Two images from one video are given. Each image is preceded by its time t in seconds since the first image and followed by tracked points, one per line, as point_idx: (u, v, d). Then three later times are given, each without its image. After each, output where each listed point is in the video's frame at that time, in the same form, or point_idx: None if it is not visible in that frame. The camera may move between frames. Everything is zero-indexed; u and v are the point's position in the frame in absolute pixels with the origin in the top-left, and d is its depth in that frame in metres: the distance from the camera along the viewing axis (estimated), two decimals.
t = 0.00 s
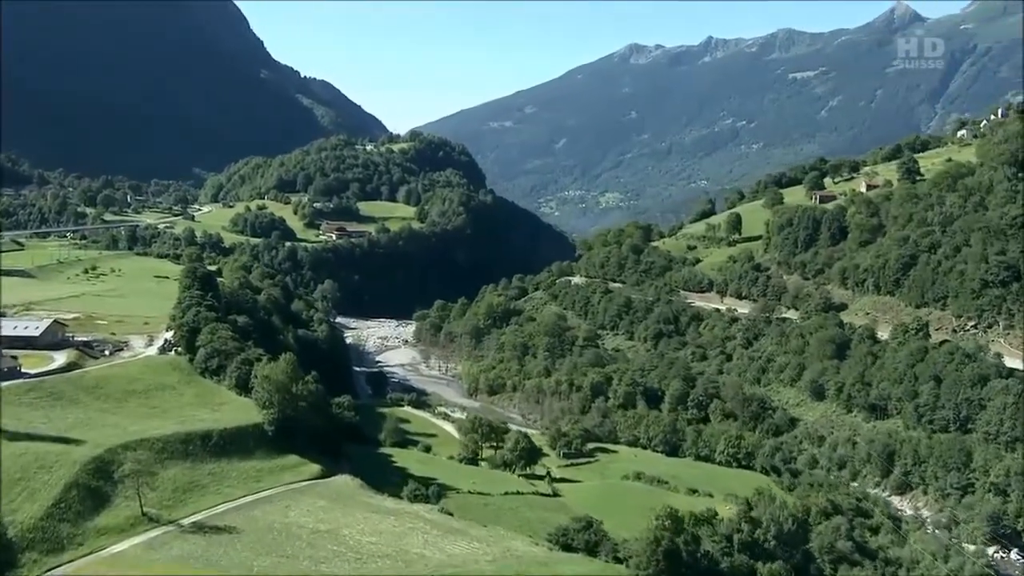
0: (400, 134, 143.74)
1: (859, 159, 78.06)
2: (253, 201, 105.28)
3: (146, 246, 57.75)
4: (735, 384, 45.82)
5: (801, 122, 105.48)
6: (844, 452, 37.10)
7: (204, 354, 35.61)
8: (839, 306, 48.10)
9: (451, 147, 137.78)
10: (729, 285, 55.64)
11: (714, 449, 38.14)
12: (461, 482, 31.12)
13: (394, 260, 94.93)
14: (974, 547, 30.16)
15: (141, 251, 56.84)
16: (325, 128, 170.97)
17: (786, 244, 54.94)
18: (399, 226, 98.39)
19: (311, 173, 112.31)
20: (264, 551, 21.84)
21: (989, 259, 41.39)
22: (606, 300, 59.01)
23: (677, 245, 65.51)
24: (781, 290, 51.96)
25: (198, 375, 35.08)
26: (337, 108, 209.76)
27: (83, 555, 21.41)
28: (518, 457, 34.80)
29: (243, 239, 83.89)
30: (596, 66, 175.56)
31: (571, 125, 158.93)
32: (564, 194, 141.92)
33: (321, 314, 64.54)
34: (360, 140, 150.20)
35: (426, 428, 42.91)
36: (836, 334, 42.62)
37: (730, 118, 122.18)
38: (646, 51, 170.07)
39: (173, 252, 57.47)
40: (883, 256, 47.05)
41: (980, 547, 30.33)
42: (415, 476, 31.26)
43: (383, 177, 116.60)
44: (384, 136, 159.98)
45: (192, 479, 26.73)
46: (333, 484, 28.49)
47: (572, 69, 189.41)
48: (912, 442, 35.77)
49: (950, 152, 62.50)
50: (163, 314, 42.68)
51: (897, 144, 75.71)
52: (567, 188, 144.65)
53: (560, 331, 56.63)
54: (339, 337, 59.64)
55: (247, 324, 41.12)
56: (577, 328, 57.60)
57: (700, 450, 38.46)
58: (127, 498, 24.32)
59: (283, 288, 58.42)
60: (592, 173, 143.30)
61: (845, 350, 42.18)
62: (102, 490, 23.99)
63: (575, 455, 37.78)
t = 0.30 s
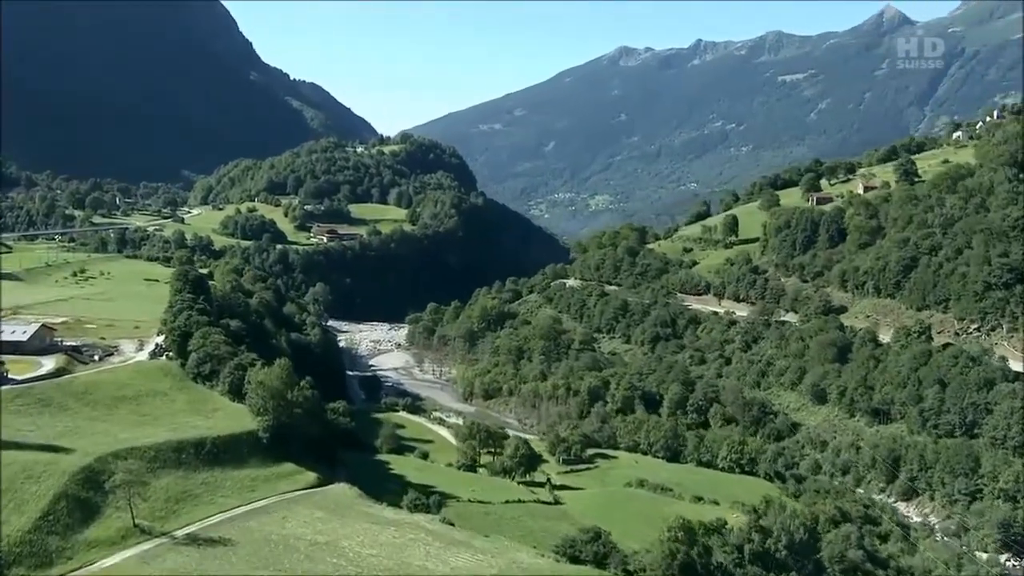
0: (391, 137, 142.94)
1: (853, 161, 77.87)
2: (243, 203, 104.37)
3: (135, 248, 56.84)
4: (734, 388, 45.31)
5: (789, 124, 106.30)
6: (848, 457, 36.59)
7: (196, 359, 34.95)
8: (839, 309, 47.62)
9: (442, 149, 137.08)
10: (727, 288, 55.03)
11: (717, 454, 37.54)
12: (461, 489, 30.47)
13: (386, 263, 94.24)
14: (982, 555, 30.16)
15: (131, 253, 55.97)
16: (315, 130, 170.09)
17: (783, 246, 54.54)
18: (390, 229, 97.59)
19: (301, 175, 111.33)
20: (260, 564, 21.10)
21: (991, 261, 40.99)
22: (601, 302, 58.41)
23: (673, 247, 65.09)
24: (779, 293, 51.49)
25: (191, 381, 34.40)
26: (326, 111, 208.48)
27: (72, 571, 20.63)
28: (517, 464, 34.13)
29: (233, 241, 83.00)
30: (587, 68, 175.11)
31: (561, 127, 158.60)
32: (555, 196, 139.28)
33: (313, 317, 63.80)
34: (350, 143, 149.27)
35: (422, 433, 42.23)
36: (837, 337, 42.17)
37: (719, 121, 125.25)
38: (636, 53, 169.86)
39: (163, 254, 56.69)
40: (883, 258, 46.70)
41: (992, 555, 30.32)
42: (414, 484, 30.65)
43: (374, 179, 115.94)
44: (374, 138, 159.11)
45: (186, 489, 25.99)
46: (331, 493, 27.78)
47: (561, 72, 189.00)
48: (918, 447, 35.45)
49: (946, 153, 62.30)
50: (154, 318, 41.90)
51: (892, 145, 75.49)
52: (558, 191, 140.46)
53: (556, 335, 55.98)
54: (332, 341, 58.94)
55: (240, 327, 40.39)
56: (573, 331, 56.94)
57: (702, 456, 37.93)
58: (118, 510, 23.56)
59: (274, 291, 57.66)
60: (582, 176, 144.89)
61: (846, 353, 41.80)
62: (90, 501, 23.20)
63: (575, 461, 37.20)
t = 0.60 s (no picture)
0: (382, 140, 141.96)
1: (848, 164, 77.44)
2: (234, 205, 103.28)
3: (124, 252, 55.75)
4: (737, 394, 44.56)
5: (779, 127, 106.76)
6: (854, 464, 35.98)
7: (189, 366, 34.17)
8: (841, 313, 46.90)
9: (433, 152, 136.22)
10: (726, 291, 54.25)
11: (722, 461, 36.81)
12: (462, 499, 29.69)
13: (378, 266, 93.30)
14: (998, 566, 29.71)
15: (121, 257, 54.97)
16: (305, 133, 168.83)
17: (784, 249, 53.95)
18: (383, 233, 96.61)
19: (292, 178, 110.17)
20: None
21: (997, 263, 40.50)
22: (599, 307, 57.62)
23: (671, 250, 64.44)
24: (780, 297, 50.80)
25: (184, 388, 33.61)
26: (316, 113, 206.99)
27: None
28: (518, 473, 33.32)
29: (224, 245, 81.94)
30: (578, 72, 174.86)
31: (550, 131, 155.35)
32: (545, 200, 136.97)
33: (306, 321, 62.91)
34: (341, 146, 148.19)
35: (420, 441, 41.44)
36: (841, 342, 41.64)
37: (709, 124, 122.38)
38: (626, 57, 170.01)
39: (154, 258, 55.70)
40: (886, 261, 46.18)
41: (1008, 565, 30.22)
42: (417, 494, 29.93)
43: (366, 183, 115.23)
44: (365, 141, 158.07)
45: (180, 501, 25.07)
46: (330, 504, 26.94)
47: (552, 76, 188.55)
48: (927, 454, 34.89)
49: (944, 156, 62.00)
50: (145, 323, 40.94)
51: (889, 148, 75.01)
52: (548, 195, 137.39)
53: (554, 340, 55.21)
54: (326, 345, 58.15)
55: (234, 333, 39.61)
56: (571, 337, 56.10)
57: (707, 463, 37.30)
58: (110, 522, 22.62)
59: (268, 295, 56.81)
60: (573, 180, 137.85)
61: (851, 358, 41.19)
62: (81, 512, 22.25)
63: (576, 469, 36.46)
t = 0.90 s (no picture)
0: (376, 143, 141.19)
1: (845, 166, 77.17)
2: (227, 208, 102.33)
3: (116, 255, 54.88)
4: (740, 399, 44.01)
5: (773, 129, 106.93)
6: (862, 471, 35.84)
7: (184, 372, 33.39)
8: (844, 316, 46.41)
9: (427, 155, 135.20)
10: (727, 295, 53.69)
11: (728, 469, 36.65)
12: (467, 509, 29.06)
13: (373, 270, 92.58)
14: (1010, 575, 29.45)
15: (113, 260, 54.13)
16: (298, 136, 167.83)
17: (785, 252, 53.51)
18: (377, 236, 95.69)
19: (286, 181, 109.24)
20: None
21: (1004, 267, 40.04)
22: (598, 310, 56.99)
23: (669, 254, 63.95)
24: (782, 300, 50.22)
25: (179, 395, 32.87)
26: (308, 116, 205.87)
27: None
28: (522, 481, 32.66)
29: (218, 248, 81.09)
30: (570, 75, 174.67)
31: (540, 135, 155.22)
32: (538, 205, 134.43)
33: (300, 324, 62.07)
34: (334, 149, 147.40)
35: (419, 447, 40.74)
36: (846, 345, 40.85)
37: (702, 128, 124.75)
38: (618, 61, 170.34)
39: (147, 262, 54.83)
40: (889, 264, 45.67)
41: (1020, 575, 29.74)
42: (418, 504, 29.23)
43: (360, 185, 114.48)
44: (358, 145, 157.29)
45: (178, 513, 24.37)
46: (331, 515, 26.23)
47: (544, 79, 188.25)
48: (937, 460, 34.41)
49: (943, 158, 61.66)
50: (139, 329, 40.21)
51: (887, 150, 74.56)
52: (541, 198, 136.55)
53: (553, 344, 54.56)
54: (321, 349, 57.38)
55: (230, 338, 38.86)
56: (570, 341, 55.42)
57: (714, 471, 36.87)
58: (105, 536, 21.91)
59: (263, 299, 56.09)
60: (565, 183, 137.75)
61: (856, 362, 40.45)
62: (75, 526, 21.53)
63: (580, 476, 35.89)
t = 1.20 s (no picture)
0: (369, 147, 140.35)
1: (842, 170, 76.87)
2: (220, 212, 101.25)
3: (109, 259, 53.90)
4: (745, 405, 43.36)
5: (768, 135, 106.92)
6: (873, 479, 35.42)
7: (180, 379, 32.51)
8: (849, 321, 45.86)
9: (421, 158, 134.25)
10: (730, 298, 53.03)
11: (737, 477, 35.84)
12: (474, 519, 28.39)
13: (368, 275, 91.76)
14: None
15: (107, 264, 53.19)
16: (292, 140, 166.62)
17: (788, 256, 52.99)
18: (372, 240, 94.72)
19: (280, 184, 108.21)
20: None
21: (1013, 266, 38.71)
22: (598, 314, 56.27)
23: (669, 257, 63.36)
24: (785, 304, 49.62)
25: (175, 402, 32.04)
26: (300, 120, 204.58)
27: None
28: (527, 490, 31.89)
29: (212, 252, 80.10)
30: (564, 79, 174.66)
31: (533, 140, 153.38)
32: (530, 207, 129.47)
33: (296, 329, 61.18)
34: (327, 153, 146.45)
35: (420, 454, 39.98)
36: (854, 350, 40.29)
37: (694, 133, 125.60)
38: (610, 66, 171.13)
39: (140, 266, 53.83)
40: (895, 268, 45.10)
41: None
42: (424, 514, 28.52)
43: (354, 189, 113.66)
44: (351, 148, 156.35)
45: (176, 526, 23.57)
46: (335, 527, 25.50)
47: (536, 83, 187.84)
48: (950, 467, 33.94)
49: (943, 161, 61.37)
50: (133, 334, 39.26)
51: (885, 154, 74.27)
52: (533, 202, 130.71)
53: (553, 349, 53.79)
54: (318, 355, 56.56)
55: (226, 344, 38.03)
56: (570, 345, 54.63)
57: (721, 478, 36.20)
58: (100, 551, 21.10)
59: (259, 304, 55.26)
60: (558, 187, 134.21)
61: (864, 367, 39.86)
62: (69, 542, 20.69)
63: (586, 485, 35.26)
